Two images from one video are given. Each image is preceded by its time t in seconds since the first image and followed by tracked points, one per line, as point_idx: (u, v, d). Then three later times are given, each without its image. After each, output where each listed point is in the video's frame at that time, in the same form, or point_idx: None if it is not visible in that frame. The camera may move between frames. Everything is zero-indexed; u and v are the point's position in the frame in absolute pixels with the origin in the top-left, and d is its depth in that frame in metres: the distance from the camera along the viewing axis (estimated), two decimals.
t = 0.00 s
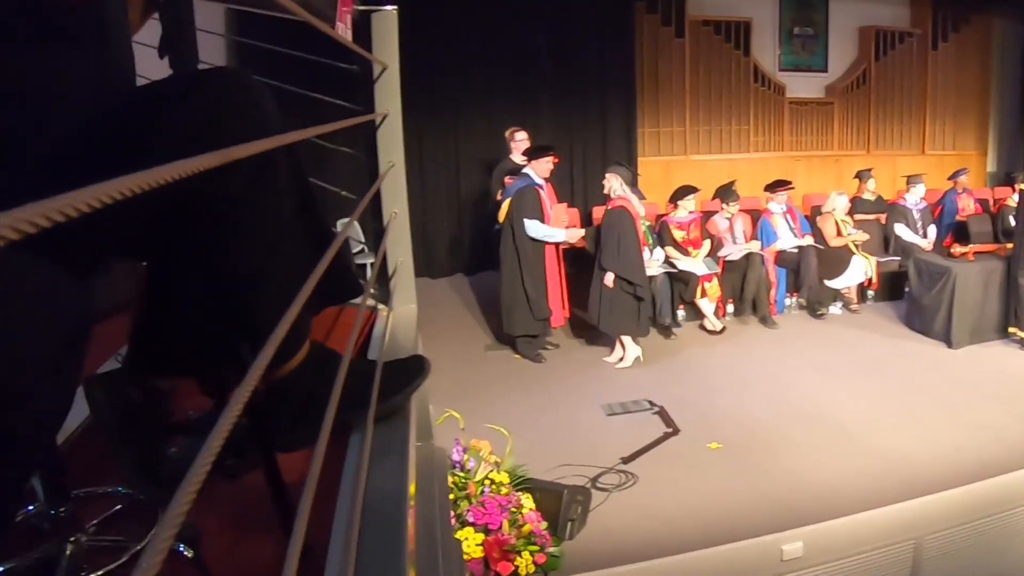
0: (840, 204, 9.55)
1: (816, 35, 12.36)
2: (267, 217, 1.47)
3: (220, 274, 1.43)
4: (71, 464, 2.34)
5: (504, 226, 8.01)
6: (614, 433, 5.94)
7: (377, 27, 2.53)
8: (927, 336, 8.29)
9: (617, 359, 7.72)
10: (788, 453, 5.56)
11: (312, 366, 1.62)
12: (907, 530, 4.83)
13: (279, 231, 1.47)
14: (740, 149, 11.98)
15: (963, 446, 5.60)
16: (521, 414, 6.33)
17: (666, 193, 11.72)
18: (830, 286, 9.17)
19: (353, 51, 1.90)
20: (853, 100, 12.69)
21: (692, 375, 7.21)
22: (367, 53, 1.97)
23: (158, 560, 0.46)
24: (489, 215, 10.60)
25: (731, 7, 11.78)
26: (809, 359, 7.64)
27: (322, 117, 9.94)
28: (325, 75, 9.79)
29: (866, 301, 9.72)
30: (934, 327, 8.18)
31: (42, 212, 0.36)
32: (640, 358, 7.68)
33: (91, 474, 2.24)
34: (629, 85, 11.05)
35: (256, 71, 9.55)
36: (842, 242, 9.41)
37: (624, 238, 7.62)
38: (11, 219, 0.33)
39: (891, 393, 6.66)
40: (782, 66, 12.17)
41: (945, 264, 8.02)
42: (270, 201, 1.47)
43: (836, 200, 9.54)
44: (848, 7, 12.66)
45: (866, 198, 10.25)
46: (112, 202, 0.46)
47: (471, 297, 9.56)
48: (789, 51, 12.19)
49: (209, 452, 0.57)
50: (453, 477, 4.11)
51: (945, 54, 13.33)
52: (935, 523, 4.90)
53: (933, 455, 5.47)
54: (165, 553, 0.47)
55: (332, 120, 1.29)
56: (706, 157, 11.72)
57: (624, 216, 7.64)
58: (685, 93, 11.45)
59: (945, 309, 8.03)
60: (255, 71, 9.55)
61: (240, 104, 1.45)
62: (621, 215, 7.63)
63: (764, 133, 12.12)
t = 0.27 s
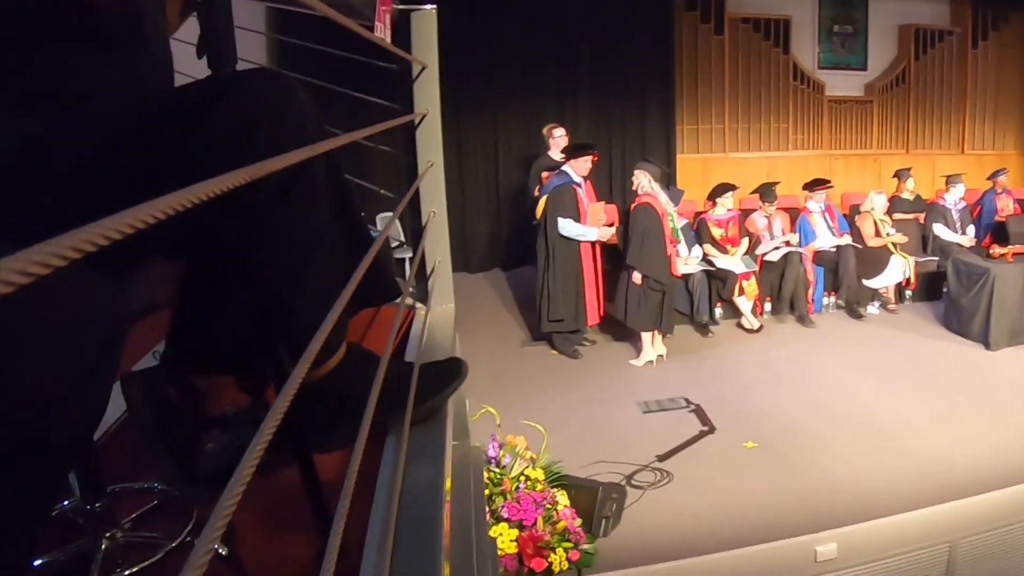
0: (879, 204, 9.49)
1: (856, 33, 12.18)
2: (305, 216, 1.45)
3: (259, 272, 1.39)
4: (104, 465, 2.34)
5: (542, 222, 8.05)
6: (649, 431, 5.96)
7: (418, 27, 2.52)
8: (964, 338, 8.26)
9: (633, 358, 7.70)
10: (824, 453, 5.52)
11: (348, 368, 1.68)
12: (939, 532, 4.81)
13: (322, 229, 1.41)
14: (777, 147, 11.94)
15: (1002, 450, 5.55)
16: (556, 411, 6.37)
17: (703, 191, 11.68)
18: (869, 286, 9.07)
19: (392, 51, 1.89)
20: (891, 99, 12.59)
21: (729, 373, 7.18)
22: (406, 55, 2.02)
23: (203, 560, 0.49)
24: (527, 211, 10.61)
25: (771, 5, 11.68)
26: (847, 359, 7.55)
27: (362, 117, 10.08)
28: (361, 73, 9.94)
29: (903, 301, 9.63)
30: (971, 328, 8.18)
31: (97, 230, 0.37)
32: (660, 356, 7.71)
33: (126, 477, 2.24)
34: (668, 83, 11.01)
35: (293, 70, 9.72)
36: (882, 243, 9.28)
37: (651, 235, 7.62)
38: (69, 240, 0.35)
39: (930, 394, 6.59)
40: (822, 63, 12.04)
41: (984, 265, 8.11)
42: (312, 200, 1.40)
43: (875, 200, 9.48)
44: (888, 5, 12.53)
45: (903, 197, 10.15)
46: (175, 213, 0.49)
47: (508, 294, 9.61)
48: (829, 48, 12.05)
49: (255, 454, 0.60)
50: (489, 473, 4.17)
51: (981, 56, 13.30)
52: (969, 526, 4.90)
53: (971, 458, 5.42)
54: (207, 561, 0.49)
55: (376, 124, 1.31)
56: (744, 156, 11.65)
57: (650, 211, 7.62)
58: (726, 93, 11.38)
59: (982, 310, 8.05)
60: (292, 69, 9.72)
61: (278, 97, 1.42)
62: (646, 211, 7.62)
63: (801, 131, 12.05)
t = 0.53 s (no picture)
0: (905, 206, 9.39)
1: (884, 36, 12.08)
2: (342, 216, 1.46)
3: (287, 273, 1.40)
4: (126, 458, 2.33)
5: (567, 223, 8.09)
6: (671, 431, 5.98)
7: (442, 28, 2.52)
8: (989, 343, 8.12)
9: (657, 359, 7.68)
10: (847, 457, 5.50)
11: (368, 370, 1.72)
12: (955, 541, 4.80)
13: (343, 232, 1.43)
14: (804, 149, 11.83)
15: None
16: (579, 410, 6.40)
17: (728, 192, 11.62)
18: (893, 290, 9.04)
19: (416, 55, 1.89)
20: (919, 101, 12.46)
21: (752, 375, 7.17)
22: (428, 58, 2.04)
23: (214, 562, 0.52)
24: (552, 209, 10.65)
25: (799, 6, 11.56)
26: (872, 362, 7.49)
27: (388, 116, 10.19)
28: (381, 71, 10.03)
29: (928, 304, 9.53)
30: (995, 334, 8.06)
31: (110, 251, 0.41)
32: (686, 357, 7.65)
33: (147, 468, 2.23)
34: (695, 84, 10.95)
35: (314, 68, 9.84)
36: (909, 247, 9.19)
37: (668, 237, 7.66)
38: (82, 261, 0.38)
39: (956, 399, 6.53)
40: (848, 66, 11.97)
41: (1010, 270, 8.01)
42: (332, 205, 1.42)
43: (900, 203, 9.39)
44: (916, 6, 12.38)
45: (932, 199, 9.95)
46: (191, 226, 0.53)
47: (531, 292, 9.62)
48: (856, 51, 11.96)
49: (266, 458, 0.63)
50: (510, 471, 4.23)
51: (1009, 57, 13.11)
52: (990, 533, 4.90)
53: (996, 465, 5.38)
54: (217, 562, 0.53)
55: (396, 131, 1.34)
56: (771, 157, 11.56)
57: (668, 212, 7.66)
58: (750, 95, 11.34)
59: (1006, 316, 7.93)
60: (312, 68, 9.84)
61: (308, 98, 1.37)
62: (663, 212, 7.66)
63: (829, 132, 11.94)
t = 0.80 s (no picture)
0: (918, 212, 9.35)
1: (897, 42, 12.05)
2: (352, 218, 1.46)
3: (298, 274, 1.40)
4: (136, 454, 2.28)
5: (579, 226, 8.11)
6: (682, 436, 5.96)
7: (454, 33, 2.46)
8: (1002, 350, 8.07)
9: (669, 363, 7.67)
10: (859, 464, 5.46)
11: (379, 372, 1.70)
12: (967, 549, 4.76)
13: (353, 232, 1.44)
14: (818, 155, 11.78)
15: None
16: (590, 413, 6.40)
17: (741, 196, 11.60)
18: (906, 296, 9.01)
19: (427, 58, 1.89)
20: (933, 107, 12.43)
21: (764, 380, 7.15)
22: (440, 61, 2.04)
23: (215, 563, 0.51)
24: (565, 213, 10.67)
25: (813, 12, 11.55)
26: (885, 368, 7.45)
27: (402, 119, 10.26)
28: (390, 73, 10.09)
29: (942, 310, 9.47)
30: (1007, 341, 8.02)
31: (130, 249, 0.40)
32: (699, 361, 7.67)
33: (156, 467, 2.17)
34: (708, 89, 10.96)
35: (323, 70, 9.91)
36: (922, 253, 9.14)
37: (677, 242, 7.65)
38: (101, 261, 0.38)
39: (970, 406, 6.49)
40: (862, 71, 11.95)
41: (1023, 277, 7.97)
42: (342, 204, 1.41)
43: (914, 209, 9.36)
44: (931, 12, 12.35)
45: (946, 205, 9.92)
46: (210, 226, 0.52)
47: (543, 296, 9.62)
48: (870, 57, 11.95)
49: (273, 462, 0.63)
50: (520, 474, 4.23)
51: None
52: (1003, 541, 4.85)
53: (1011, 474, 5.33)
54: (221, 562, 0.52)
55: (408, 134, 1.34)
56: (784, 162, 11.53)
57: (677, 218, 7.66)
58: (763, 100, 11.32)
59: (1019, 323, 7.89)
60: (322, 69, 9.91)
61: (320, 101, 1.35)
62: (674, 217, 7.67)
63: (842, 138, 11.91)
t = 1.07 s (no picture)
0: (931, 219, 9.31)
1: (910, 47, 11.99)
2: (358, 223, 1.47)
3: (302, 278, 1.38)
4: (142, 457, 2.29)
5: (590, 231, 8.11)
6: (692, 442, 5.95)
7: (462, 37, 2.50)
8: (1014, 358, 8.03)
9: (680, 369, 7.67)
10: (870, 472, 5.44)
11: (385, 375, 1.69)
12: (976, 558, 4.74)
13: (358, 237, 1.43)
14: (831, 161, 11.74)
15: None
16: (600, 419, 6.41)
17: (753, 202, 11.58)
18: (918, 303, 8.98)
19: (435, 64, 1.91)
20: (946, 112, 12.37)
21: (774, 387, 7.13)
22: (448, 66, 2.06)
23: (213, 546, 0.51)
24: (577, 218, 10.69)
25: (826, 18, 11.50)
26: (896, 375, 7.42)
27: (413, 125, 10.31)
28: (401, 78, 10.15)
29: (954, 317, 9.42)
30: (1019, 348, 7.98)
31: (108, 260, 0.41)
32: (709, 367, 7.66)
33: (160, 470, 2.19)
34: (719, 95, 10.95)
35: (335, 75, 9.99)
36: (935, 260, 9.09)
37: (686, 247, 7.64)
38: (77, 272, 0.38)
39: (984, 414, 6.45)
40: (875, 77, 11.89)
41: None
42: (347, 205, 1.41)
43: (927, 215, 9.32)
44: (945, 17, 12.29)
45: (959, 212, 9.88)
46: (199, 234, 0.53)
47: (552, 301, 9.63)
48: (883, 63, 11.89)
49: (272, 453, 0.62)
50: (530, 480, 4.25)
51: None
52: (1015, 550, 4.82)
53: None
54: (217, 550, 0.51)
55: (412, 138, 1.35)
56: (795, 168, 11.50)
57: (687, 222, 7.66)
58: (774, 106, 11.28)
59: None
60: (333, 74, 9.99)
61: (320, 105, 1.39)
62: (684, 222, 7.68)
63: (854, 143, 11.85)
